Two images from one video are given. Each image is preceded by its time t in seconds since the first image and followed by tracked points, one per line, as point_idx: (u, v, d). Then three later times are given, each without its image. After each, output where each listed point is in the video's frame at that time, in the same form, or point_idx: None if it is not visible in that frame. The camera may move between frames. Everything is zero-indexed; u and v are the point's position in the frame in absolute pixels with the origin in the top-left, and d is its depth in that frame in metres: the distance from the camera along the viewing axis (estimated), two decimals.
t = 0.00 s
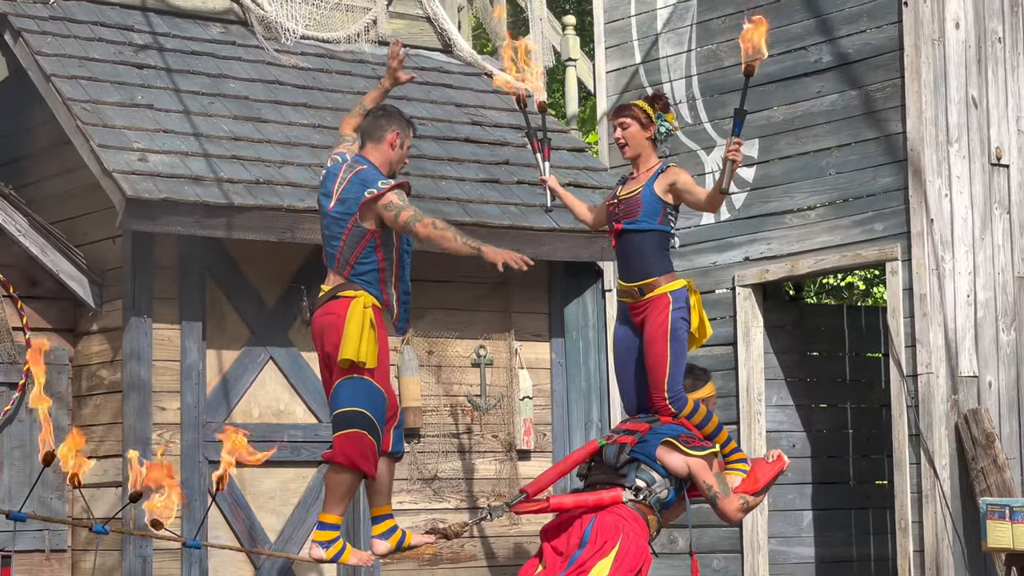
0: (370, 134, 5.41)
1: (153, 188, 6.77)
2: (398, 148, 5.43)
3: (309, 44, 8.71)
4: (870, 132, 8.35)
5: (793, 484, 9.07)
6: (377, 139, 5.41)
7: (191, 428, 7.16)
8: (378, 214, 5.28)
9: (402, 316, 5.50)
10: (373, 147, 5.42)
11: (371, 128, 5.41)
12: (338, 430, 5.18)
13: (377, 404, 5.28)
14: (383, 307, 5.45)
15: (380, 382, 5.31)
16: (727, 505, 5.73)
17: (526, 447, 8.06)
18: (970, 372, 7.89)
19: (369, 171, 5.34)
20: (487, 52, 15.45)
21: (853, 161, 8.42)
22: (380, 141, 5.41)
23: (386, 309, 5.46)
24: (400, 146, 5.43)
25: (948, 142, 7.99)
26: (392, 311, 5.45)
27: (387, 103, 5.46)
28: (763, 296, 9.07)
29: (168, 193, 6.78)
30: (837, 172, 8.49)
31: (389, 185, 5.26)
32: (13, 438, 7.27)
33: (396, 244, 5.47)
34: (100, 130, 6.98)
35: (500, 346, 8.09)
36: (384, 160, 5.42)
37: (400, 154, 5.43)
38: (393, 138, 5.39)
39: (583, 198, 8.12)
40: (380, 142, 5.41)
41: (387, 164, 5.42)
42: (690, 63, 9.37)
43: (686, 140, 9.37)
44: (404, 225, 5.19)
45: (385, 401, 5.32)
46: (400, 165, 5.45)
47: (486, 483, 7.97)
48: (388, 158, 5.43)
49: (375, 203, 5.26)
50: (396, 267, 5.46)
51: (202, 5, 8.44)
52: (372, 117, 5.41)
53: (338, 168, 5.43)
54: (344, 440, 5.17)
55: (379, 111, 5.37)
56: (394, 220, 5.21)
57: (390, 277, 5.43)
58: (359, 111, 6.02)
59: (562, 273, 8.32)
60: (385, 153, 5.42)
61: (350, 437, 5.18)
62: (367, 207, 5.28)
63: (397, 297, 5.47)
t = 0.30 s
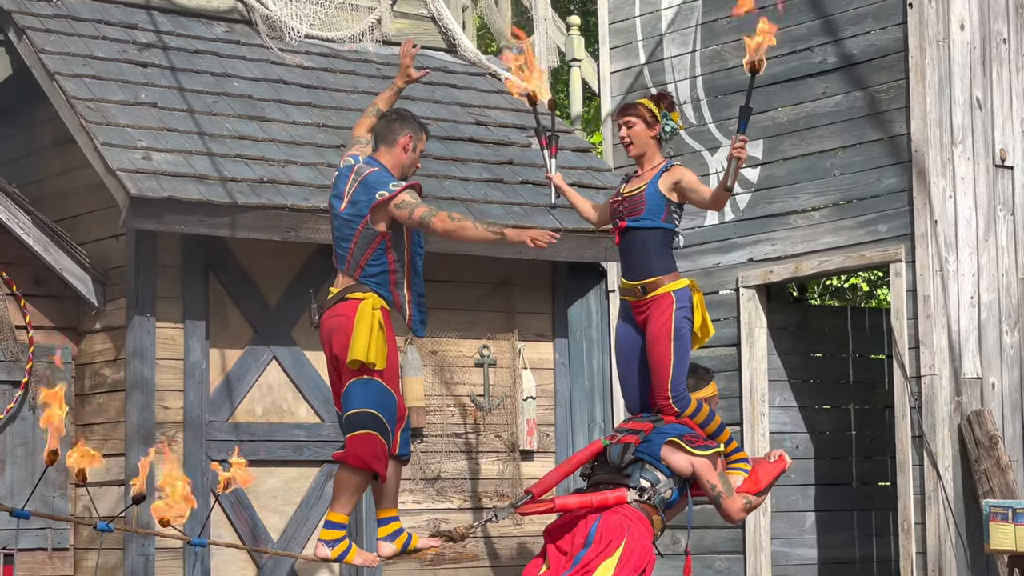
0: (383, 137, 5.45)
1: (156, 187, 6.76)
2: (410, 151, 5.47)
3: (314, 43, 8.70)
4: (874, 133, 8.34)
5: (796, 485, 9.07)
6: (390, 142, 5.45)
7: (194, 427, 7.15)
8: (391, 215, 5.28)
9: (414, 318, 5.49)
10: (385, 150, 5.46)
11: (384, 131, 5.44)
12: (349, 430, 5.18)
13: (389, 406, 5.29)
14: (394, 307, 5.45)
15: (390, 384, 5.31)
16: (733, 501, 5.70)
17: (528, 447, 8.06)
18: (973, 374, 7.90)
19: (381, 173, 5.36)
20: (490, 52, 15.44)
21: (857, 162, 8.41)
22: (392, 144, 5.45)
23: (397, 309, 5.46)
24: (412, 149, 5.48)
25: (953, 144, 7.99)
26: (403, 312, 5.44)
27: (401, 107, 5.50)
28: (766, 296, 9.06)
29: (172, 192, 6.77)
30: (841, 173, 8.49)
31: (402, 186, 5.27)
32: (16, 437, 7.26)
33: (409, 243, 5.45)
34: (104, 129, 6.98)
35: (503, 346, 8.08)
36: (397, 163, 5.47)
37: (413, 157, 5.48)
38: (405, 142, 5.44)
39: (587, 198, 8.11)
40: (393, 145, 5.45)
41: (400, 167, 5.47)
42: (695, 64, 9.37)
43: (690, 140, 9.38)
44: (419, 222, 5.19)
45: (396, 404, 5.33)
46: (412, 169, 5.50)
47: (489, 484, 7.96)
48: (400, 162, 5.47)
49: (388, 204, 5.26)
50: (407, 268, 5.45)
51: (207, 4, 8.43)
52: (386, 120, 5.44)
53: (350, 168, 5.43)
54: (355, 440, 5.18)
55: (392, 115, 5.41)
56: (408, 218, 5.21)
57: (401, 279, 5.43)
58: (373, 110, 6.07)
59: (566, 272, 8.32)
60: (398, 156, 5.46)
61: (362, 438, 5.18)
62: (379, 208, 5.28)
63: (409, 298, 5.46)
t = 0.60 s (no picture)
0: (395, 139, 5.48)
1: (162, 186, 6.76)
2: (422, 152, 5.49)
3: (319, 43, 8.72)
4: (879, 134, 8.34)
5: (800, 486, 9.07)
6: (402, 143, 5.48)
7: (198, 426, 7.16)
8: (400, 215, 5.29)
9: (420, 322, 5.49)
10: (397, 151, 5.49)
11: (396, 133, 5.48)
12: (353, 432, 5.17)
13: (393, 407, 5.29)
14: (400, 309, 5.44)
15: (396, 386, 5.32)
16: (737, 503, 5.75)
17: (533, 447, 8.05)
18: (978, 375, 7.90)
19: (392, 174, 5.38)
20: (496, 53, 15.48)
21: (862, 163, 8.42)
22: (404, 146, 5.48)
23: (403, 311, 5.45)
24: (424, 151, 5.50)
25: (958, 145, 7.99)
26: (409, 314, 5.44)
27: (414, 109, 5.53)
28: (771, 297, 9.06)
29: (177, 191, 6.78)
30: (846, 174, 8.49)
31: (412, 188, 5.28)
32: (20, 435, 7.27)
33: (417, 245, 5.46)
34: (110, 127, 6.99)
35: (508, 345, 8.09)
36: (408, 164, 5.49)
37: (425, 159, 5.50)
38: (417, 143, 5.46)
39: (592, 198, 8.12)
40: (405, 146, 5.48)
41: (412, 168, 5.49)
42: (700, 65, 9.37)
43: (695, 141, 9.37)
44: (426, 226, 5.18)
45: (400, 406, 5.33)
46: (424, 170, 5.52)
47: (493, 483, 7.96)
48: (412, 163, 5.49)
49: (397, 205, 5.27)
50: (414, 271, 5.46)
51: (213, 3, 8.45)
52: (397, 122, 5.47)
53: (363, 169, 5.45)
54: (359, 441, 5.17)
55: (405, 116, 5.45)
56: (416, 221, 5.20)
57: (408, 280, 5.44)
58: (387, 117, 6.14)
59: (570, 273, 8.32)
60: (409, 157, 5.49)
61: (365, 438, 5.17)
62: (389, 208, 5.29)
63: (415, 300, 5.46)
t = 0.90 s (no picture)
0: (412, 146, 5.50)
1: (168, 184, 6.77)
2: (439, 158, 5.51)
3: (325, 41, 8.73)
4: (885, 134, 8.35)
5: (804, 485, 9.07)
6: (418, 149, 5.49)
7: (203, 423, 7.17)
8: (422, 211, 5.33)
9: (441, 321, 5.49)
10: (413, 157, 5.50)
11: (412, 140, 5.50)
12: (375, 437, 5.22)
13: (414, 409, 5.31)
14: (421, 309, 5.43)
15: (416, 386, 5.33)
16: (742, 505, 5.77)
17: (537, 446, 8.07)
18: (983, 375, 7.88)
19: (410, 176, 5.40)
20: (501, 52, 15.51)
21: (867, 163, 8.42)
22: (421, 152, 5.49)
23: (424, 311, 5.43)
24: (441, 157, 5.52)
25: (963, 145, 7.99)
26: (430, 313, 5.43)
27: (430, 116, 5.57)
28: (776, 296, 9.07)
29: (183, 189, 6.79)
30: (851, 174, 8.49)
31: (433, 184, 5.34)
32: (26, 432, 7.27)
33: (436, 247, 5.47)
34: (117, 125, 7.00)
35: (513, 344, 8.09)
36: (425, 170, 5.49)
37: (442, 165, 5.52)
38: (434, 149, 5.48)
39: (598, 198, 8.12)
40: (422, 152, 5.49)
41: (430, 173, 5.50)
42: (705, 64, 9.38)
43: (700, 140, 9.38)
44: (453, 214, 5.24)
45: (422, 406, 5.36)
46: (441, 176, 5.53)
47: (497, 482, 7.97)
48: (430, 169, 5.50)
49: (419, 202, 5.31)
50: (435, 270, 5.45)
51: (219, 2, 8.46)
52: (415, 128, 5.51)
53: (378, 177, 5.47)
54: (385, 445, 5.23)
55: (421, 122, 5.48)
56: (442, 212, 5.26)
57: (429, 280, 5.43)
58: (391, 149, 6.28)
59: (576, 271, 8.34)
60: (426, 163, 5.49)
61: (388, 441, 5.23)
62: (410, 208, 5.33)
63: (435, 300, 5.45)
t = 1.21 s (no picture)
0: (433, 159, 5.54)
1: (172, 181, 6.76)
2: (459, 175, 5.55)
3: (329, 40, 8.73)
4: (890, 133, 8.33)
5: (809, 485, 9.06)
6: (439, 163, 5.54)
7: (207, 421, 7.17)
8: (443, 222, 5.35)
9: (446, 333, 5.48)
10: (433, 171, 5.54)
11: (434, 154, 5.54)
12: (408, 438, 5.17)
13: (434, 407, 5.31)
14: (425, 316, 5.44)
15: (431, 385, 5.33)
16: (750, 505, 5.74)
17: (541, 445, 8.06)
18: (988, 375, 7.87)
19: (429, 187, 5.44)
20: (505, 51, 15.51)
21: (872, 162, 8.40)
22: (441, 166, 5.53)
23: (429, 319, 5.45)
24: (461, 174, 5.56)
25: (968, 144, 7.98)
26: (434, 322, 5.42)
27: (453, 134, 5.63)
28: (780, 295, 9.06)
29: (187, 187, 6.78)
30: (856, 173, 8.48)
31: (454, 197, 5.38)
32: (30, 430, 7.27)
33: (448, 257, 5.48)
34: (121, 123, 6.99)
35: (516, 343, 8.08)
36: (444, 184, 5.53)
37: (461, 181, 5.55)
38: (455, 165, 5.52)
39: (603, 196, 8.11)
40: (442, 166, 5.54)
41: (448, 190, 5.54)
42: (710, 63, 9.37)
43: (705, 139, 9.37)
44: (482, 224, 5.29)
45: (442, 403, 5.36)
46: (460, 192, 5.57)
47: (501, 481, 7.96)
48: (449, 183, 5.54)
49: (440, 212, 5.33)
50: (445, 280, 5.46)
51: None
52: (437, 143, 5.56)
53: (397, 188, 5.51)
54: (418, 444, 5.20)
55: (445, 137, 5.53)
56: (469, 221, 5.29)
57: (437, 290, 5.44)
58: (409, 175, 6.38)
59: (580, 270, 8.32)
60: (446, 178, 5.53)
61: (420, 443, 5.21)
62: (429, 216, 5.35)
63: (442, 310, 5.46)
